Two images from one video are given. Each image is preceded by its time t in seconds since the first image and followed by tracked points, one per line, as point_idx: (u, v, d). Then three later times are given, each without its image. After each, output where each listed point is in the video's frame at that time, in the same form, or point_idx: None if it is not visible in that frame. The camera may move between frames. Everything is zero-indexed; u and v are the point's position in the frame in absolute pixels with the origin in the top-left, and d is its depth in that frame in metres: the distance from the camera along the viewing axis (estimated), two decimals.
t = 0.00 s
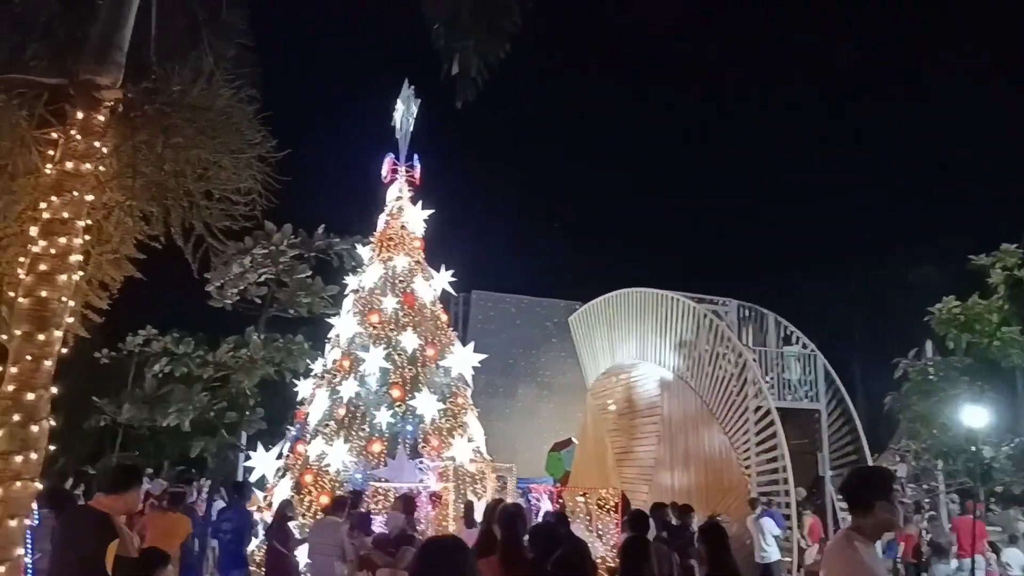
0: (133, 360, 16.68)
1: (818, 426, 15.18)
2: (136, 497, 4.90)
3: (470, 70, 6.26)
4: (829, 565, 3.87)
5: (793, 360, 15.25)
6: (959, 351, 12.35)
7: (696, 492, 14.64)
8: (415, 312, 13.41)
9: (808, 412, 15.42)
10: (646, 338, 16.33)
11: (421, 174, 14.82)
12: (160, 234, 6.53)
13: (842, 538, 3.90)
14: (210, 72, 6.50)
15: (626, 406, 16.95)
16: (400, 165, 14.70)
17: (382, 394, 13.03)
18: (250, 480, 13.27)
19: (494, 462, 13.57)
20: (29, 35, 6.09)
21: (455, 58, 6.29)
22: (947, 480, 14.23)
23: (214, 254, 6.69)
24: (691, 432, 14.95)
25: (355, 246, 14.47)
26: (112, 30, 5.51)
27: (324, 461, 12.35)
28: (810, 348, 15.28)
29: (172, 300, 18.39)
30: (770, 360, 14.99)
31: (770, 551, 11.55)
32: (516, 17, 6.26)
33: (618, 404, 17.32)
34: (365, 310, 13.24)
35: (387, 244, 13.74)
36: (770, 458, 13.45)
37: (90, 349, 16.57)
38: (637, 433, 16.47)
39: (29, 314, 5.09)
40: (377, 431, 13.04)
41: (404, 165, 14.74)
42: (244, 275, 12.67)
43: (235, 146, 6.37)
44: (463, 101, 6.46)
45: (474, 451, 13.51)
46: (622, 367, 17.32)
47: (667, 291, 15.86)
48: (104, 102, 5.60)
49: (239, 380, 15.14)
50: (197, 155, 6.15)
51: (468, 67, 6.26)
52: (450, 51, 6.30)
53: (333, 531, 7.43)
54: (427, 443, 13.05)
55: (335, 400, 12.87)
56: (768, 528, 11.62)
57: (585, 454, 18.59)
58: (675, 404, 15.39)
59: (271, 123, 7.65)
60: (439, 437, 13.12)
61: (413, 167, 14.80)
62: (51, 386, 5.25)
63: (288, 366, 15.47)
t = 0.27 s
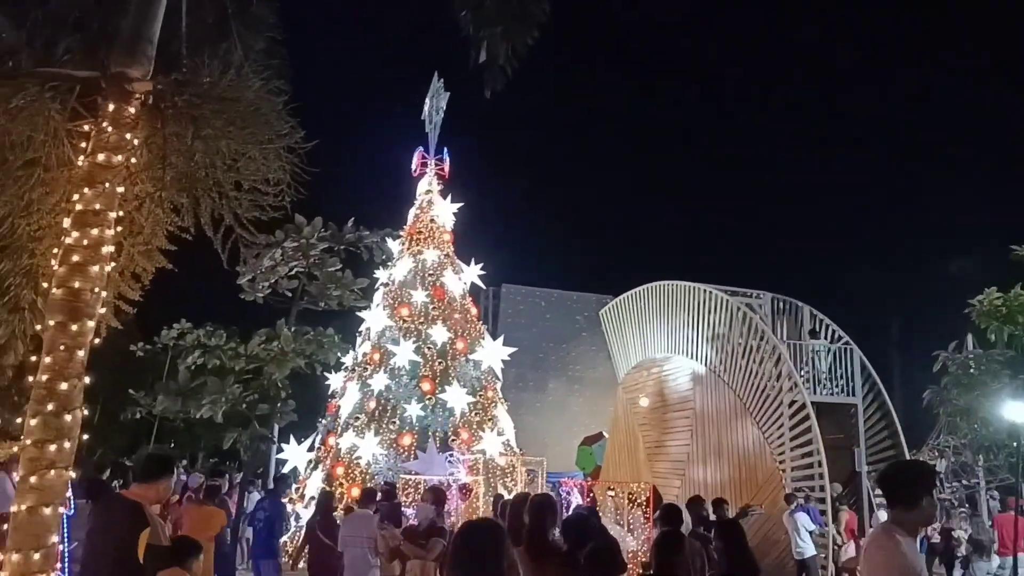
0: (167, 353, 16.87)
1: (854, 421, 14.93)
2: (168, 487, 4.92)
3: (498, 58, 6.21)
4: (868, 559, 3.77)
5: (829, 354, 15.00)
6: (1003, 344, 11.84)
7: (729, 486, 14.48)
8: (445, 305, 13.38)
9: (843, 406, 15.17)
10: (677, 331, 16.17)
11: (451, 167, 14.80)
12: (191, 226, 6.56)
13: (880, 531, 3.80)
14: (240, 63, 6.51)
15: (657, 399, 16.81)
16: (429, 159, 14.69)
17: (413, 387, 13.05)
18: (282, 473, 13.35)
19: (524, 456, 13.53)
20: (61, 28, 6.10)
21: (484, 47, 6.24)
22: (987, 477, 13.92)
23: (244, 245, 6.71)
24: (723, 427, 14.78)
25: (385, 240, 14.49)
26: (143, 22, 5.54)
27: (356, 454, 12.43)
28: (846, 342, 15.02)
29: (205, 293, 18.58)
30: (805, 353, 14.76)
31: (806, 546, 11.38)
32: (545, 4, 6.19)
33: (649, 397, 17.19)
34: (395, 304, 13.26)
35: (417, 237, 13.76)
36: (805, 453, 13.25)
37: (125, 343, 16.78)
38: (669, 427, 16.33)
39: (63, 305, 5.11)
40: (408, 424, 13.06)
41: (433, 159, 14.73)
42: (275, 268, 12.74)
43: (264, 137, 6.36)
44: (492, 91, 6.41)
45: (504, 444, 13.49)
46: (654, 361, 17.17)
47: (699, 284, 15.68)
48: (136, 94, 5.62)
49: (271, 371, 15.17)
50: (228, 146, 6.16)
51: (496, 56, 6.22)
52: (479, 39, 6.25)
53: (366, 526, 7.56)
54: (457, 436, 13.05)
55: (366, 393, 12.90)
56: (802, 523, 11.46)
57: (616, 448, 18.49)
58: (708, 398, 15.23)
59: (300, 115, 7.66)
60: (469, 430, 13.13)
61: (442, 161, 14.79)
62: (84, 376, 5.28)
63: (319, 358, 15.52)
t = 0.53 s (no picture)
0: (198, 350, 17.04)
1: (891, 417, 14.63)
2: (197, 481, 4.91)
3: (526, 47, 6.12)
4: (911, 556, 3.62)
5: (865, 348, 14.71)
6: None
7: (761, 482, 14.28)
8: (473, 301, 13.34)
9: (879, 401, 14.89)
10: (709, 325, 15.98)
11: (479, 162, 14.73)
12: (219, 219, 6.55)
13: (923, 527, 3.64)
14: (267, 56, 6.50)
15: (688, 395, 16.64)
16: (457, 154, 14.64)
17: (441, 382, 13.01)
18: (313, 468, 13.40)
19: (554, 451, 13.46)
20: (89, 23, 6.14)
21: (511, 34, 6.16)
22: None
23: (272, 239, 6.70)
24: (756, 422, 14.58)
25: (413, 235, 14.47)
26: (170, 14, 5.52)
27: (385, 449, 12.42)
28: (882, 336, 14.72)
29: (236, 290, 18.72)
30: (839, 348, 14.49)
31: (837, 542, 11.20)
32: None
33: (680, 393, 17.01)
34: (423, 299, 13.23)
35: (445, 232, 13.71)
36: (839, 449, 13.02)
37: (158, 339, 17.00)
38: (700, 422, 16.15)
39: (92, 298, 5.11)
40: (437, 419, 13.02)
41: (461, 154, 14.67)
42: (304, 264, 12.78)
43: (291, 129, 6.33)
44: (520, 80, 6.33)
45: (534, 440, 13.40)
46: (684, 356, 16.99)
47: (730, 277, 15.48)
48: (163, 88, 5.60)
49: (300, 367, 15.23)
50: (255, 139, 6.14)
51: (524, 44, 6.13)
52: (506, 27, 6.17)
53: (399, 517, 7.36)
54: (487, 432, 13.00)
55: (395, 389, 12.88)
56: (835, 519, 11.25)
57: (646, 444, 18.33)
58: (739, 393, 15.02)
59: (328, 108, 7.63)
60: (498, 425, 13.07)
61: (470, 156, 14.73)
62: (114, 369, 5.28)
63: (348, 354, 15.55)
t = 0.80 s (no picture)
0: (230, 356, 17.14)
1: (931, 417, 14.28)
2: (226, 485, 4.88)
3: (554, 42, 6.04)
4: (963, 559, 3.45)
5: (903, 347, 14.38)
6: None
7: (798, 484, 14.01)
8: (502, 303, 13.25)
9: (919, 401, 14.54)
10: (742, 325, 15.74)
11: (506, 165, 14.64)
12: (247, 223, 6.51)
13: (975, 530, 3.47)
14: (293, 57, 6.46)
15: (721, 396, 16.39)
16: (484, 156, 14.56)
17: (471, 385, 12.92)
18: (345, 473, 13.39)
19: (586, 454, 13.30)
20: (117, 28, 6.16)
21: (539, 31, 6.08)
22: None
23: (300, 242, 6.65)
24: (791, 423, 14.31)
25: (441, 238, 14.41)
26: (195, 17, 5.48)
27: (416, 453, 12.36)
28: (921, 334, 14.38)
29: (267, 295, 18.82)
30: (877, 347, 14.18)
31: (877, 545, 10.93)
32: None
33: (713, 394, 16.77)
34: (452, 303, 13.15)
35: (473, 235, 13.63)
36: (878, 450, 12.72)
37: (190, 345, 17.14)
38: (734, 424, 15.90)
39: (122, 304, 5.08)
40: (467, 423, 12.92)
41: (488, 156, 14.59)
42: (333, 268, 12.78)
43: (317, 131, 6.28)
44: (548, 76, 6.23)
45: (566, 443, 13.24)
46: (717, 357, 16.75)
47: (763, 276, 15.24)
48: (189, 91, 5.55)
49: (331, 371, 15.24)
50: (282, 141, 6.09)
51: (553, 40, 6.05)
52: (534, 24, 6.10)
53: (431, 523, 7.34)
54: (517, 435, 12.87)
55: (425, 393, 12.85)
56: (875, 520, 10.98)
57: (679, 447, 18.10)
58: (774, 394, 14.76)
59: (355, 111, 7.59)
60: (529, 428, 12.95)
61: (498, 158, 14.64)
62: (145, 375, 5.25)
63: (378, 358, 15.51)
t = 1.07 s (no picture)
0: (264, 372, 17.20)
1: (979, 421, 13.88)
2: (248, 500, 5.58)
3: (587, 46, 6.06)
4: None
5: (948, 350, 14.00)
6: None
7: (842, 492, 13.68)
8: (535, 314, 13.10)
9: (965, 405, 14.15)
10: (779, 331, 15.46)
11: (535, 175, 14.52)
12: (279, 238, 6.46)
13: None
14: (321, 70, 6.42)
15: (760, 403, 16.09)
16: (514, 167, 14.46)
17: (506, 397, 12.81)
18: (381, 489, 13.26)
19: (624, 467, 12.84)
20: (146, 45, 6.16)
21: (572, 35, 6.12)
22: None
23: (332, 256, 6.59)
24: (833, 430, 13.99)
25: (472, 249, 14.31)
26: (223, 30, 5.42)
27: (452, 467, 12.22)
28: (966, 336, 14.00)
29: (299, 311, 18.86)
30: (921, 350, 13.82)
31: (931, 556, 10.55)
32: None
33: (751, 402, 16.48)
34: (484, 315, 13.02)
35: (504, 246, 13.51)
36: (926, 455, 12.38)
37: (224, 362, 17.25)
38: (773, 432, 15.60)
39: (155, 322, 5.03)
40: (503, 435, 12.77)
41: (518, 167, 14.49)
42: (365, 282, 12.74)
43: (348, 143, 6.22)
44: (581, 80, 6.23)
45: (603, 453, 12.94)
46: (755, 364, 16.47)
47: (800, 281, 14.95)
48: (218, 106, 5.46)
49: (364, 386, 15.21)
50: (313, 154, 6.03)
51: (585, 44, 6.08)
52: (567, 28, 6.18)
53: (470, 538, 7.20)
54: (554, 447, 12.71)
55: (459, 406, 12.75)
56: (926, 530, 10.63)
57: (717, 456, 17.78)
58: (814, 400, 14.45)
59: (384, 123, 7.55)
60: (565, 440, 12.77)
61: (527, 168, 14.53)
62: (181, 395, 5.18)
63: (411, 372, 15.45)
